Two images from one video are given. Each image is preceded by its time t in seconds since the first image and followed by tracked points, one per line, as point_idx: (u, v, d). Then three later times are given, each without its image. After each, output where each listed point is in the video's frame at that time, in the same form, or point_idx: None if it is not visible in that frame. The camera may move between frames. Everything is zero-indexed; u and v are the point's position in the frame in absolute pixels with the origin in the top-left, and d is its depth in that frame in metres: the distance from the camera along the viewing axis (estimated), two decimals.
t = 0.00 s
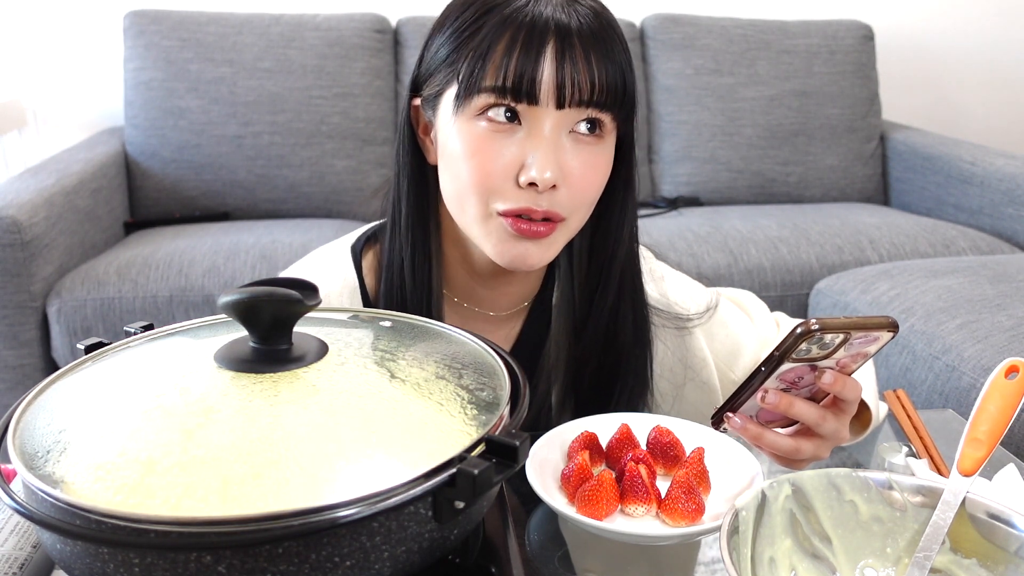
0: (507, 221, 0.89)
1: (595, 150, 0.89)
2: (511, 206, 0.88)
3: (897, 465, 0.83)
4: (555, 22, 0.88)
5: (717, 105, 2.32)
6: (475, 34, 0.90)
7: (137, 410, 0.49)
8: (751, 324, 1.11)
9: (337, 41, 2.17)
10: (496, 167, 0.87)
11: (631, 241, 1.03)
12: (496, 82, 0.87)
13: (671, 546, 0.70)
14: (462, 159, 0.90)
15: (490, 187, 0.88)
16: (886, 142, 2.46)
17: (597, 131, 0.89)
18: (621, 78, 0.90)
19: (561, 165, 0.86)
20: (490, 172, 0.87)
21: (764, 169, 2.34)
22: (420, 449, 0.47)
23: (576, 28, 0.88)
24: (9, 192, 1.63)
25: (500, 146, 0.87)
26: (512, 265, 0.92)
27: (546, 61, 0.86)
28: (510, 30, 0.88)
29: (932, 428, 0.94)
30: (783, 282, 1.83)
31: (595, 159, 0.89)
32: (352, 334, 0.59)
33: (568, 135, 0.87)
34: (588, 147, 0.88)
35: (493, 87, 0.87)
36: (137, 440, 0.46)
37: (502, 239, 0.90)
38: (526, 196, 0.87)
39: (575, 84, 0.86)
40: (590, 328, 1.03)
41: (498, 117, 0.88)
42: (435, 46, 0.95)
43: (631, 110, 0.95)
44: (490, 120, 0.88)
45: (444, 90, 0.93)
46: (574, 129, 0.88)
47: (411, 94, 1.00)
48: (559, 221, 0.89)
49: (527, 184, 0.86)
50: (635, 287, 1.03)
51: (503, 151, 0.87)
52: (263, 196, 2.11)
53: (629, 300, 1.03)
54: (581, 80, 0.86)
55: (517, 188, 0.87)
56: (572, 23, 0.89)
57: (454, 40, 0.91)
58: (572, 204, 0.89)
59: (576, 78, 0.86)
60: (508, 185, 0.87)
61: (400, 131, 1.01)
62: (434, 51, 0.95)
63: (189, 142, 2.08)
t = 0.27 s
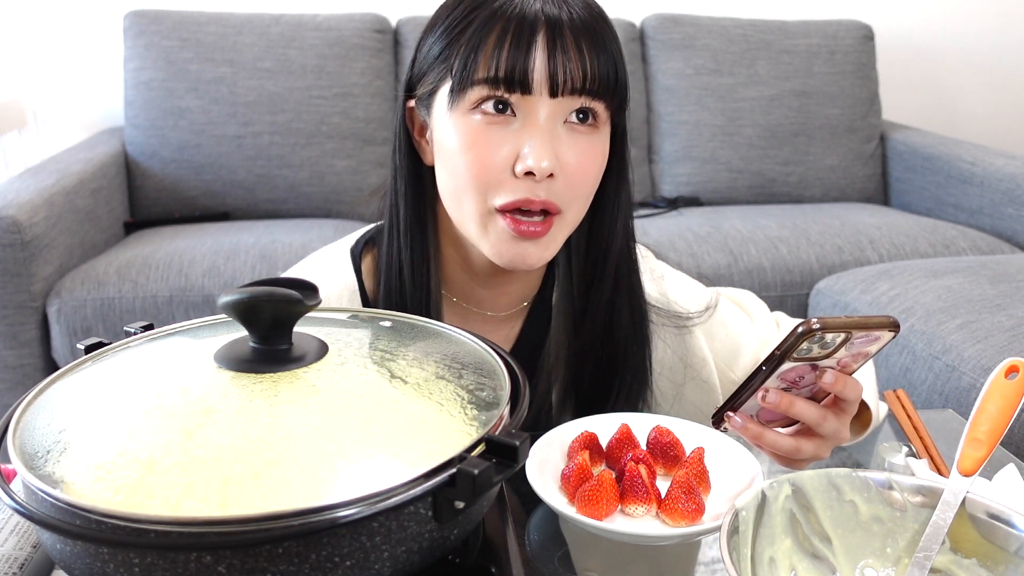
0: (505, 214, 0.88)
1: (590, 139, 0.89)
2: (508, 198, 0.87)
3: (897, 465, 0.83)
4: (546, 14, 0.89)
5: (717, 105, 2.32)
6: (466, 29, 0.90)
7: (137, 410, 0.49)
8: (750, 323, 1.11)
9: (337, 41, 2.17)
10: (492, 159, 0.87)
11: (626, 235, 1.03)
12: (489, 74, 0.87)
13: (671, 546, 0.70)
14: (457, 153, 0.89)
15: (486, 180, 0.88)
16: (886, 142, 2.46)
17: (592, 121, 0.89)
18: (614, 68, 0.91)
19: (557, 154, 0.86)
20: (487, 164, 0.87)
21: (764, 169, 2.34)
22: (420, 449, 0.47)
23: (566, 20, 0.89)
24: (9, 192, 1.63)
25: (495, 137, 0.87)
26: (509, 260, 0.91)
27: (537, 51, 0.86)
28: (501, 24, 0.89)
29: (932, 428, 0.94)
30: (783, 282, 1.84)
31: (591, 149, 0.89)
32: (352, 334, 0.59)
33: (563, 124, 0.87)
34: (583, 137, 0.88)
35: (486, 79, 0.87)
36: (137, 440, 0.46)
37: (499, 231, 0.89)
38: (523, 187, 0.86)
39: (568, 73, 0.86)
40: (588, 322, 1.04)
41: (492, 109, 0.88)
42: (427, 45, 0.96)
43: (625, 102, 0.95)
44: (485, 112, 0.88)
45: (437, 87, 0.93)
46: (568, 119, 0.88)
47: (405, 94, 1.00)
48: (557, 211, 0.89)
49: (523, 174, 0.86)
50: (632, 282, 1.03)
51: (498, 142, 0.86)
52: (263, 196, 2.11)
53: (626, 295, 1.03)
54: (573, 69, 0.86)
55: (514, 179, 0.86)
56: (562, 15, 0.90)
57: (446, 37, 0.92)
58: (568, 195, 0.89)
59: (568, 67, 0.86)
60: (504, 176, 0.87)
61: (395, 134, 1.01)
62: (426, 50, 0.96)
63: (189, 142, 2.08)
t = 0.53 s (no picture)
0: (500, 212, 0.88)
1: (584, 135, 0.89)
2: (502, 195, 0.87)
3: (897, 465, 0.83)
4: (538, 11, 0.89)
5: (717, 105, 2.32)
6: (458, 26, 0.90)
7: (137, 410, 0.49)
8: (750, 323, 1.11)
9: (337, 41, 2.17)
10: (485, 156, 0.87)
11: (625, 233, 1.03)
12: (481, 71, 0.87)
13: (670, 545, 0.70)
14: (451, 151, 0.90)
15: (480, 177, 0.88)
16: (886, 142, 2.46)
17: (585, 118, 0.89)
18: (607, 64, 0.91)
19: (549, 150, 0.86)
20: (481, 161, 0.87)
21: (764, 169, 2.34)
22: (420, 449, 0.47)
23: (559, 17, 0.89)
24: (9, 192, 1.63)
25: (489, 134, 0.87)
26: (505, 256, 0.91)
27: (529, 47, 0.86)
28: (493, 21, 0.89)
29: (932, 428, 0.94)
30: (783, 282, 1.84)
31: (584, 145, 0.89)
32: (352, 333, 0.59)
33: (556, 120, 0.87)
34: (577, 133, 0.88)
35: (478, 76, 0.87)
36: (136, 440, 0.46)
37: (494, 228, 0.89)
38: (516, 184, 0.87)
39: (560, 69, 0.86)
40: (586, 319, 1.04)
41: (485, 106, 0.88)
42: (423, 43, 0.96)
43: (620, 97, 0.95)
44: (478, 108, 0.88)
45: (432, 85, 0.93)
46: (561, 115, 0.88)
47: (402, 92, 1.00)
48: (552, 208, 0.89)
49: (517, 171, 0.86)
50: (631, 279, 1.03)
51: (492, 139, 0.87)
52: (263, 196, 2.11)
53: (624, 293, 1.03)
54: (565, 65, 0.86)
55: (508, 176, 0.87)
56: (554, 11, 0.90)
57: (439, 34, 0.92)
58: (563, 192, 0.89)
59: (560, 64, 0.86)
60: (498, 173, 0.87)
61: (393, 133, 1.01)
62: (422, 48, 0.96)
63: (189, 142, 2.08)
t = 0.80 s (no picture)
0: (498, 218, 0.88)
1: (582, 141, 0.88)
2: (500, 201, 0.87)
3: (897, 465, 0.83)
4: (537, 16, 0.89)
5: (717, 105, 2.32)
6: (458, 32, 0.90)
7: (137, 410, 0.49)
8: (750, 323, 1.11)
9: (337, 41, 2.17)
10: (483, 162, 0.87)
11: (625, 234, 1.03)
12: (479, 77, 0.87)
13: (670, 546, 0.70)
14: (450, 157, 0.90)
15: (478, 183, 0.88)
16: (886, 142, 2.46)
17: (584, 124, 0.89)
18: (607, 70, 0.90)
19: (547, 157, 0.85)
20: (479, 168, 0.87)
21: (764, 169, 2.34)
22: (420, 449, 0.47)
23: (558, 22, 0.89)
24: (9, 192, 1.63)
25: (487, 140, 0.86)
26: (503, 261, 0.91)
27: (527, 53, 0.86)
28: (492, 27, 0.89)
29: (932, 428, 0.94)
30: (783, 282, 1.84)
31: (583, 151, 0.89)
32: (353, 334, 0.59)
33: (554, 127, 0.87)
34: (575, 139, 0.88)
35: (476, 82, 0.87)
36: (137, 440, 0.46)
37: (492, 234, 0.89)
38: (513, 190, 0.86)
39: (558, 75, 0.86)
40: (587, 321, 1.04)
41: (484, 112, 0.88)
42: (423, 47, 0.96)
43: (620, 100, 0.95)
44: (477, 115, 0.88)
45: (431, 90, 0.93)
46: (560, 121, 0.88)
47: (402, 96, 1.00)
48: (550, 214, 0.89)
49: (514, 177, 0.86)
50: (631, 280, 1.03)
51: (489, 145, 0.86)
52: (263, 196, 2.11)
53: (624, 292, 1.03)
54: (564, 71, 0.86)
55: (506, 183, 0.87)
56: (553, 17, 0.89)
57: (440, 38, 0.92)
58: (560, 198, 0.89)
59: (559, 70, 0.86)
60: (496, 179, 0.87)
61: (393, 134, 1.01)
62: (422, 52, 0.96)
63: (189, 142, 2.08)
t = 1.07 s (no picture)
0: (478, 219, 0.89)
1: (565, 146, 0.88)
2: (479, 203, 0.88)
3: (897, 465, 0.83)
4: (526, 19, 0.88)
5: (717, 105, 2.32)
6: (445, 32, 0.90)
7: (137, 410, 0.49)
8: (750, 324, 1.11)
9: (337, 41, 2.17)
10: (464, 163, 0.87)
11: (626, 233, 1.03)
12: (464, 78, 0.87)
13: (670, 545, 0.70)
14: (433, 157, 0.90)
15: (458, 185, 0.88)
16: (886, 142, 2.46)
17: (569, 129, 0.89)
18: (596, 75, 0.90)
19: (526, 161, 0.86)
20: (459, 169, 0.88)
21: (764, 169, 2.34)
22: (420, 449, 0.47)
23: (546, 26, 0.88)
24: (9, 192, 1.63)
25: (467, 142, 0.87)
26: (484, 263, 0.92)
27: (508, 57, 0.86)
28: (481, 27, 0.89)
29: (932, 428, 0.94)
30: (783, 282, 1.84)
31: (566, 156, 0.88)
32: (352, 333, 0.59)
33: (535, 131, 0.87)
34: (557, 144, 0.88)
35: (460, 83, 0.87)
36: (137, 440, 0.46)
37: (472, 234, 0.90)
38: (492, 192, 0.87)
39: (541, 80, 0.85)
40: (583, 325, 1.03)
41: (468, 114, 0.88)
42: (418, 43, 0.96)
43: (612, 103, 0.94)
44: (460, 116, 0.88)
45: (420, 89, 0.94)
46: (543, 125, 0.88)
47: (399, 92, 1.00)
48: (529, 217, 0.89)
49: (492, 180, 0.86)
50: (630, 280, 1.03)
51: (470, 147, 0.87)
52: (263, 196, 2.11)
53: (623, 292, 1.03)
54: (547, 77, 0.86)
55: (485, 185, 0.87)
56: (539, 19, 0.89)
57: (428, 37, 0.92)
58: (540, 201, 0.89)
59: (542, 75, 0.86)
60: (476, 181, 0.87)
61: (393, 132, 1.01)
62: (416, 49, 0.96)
63: (189, 142, 2.08)
